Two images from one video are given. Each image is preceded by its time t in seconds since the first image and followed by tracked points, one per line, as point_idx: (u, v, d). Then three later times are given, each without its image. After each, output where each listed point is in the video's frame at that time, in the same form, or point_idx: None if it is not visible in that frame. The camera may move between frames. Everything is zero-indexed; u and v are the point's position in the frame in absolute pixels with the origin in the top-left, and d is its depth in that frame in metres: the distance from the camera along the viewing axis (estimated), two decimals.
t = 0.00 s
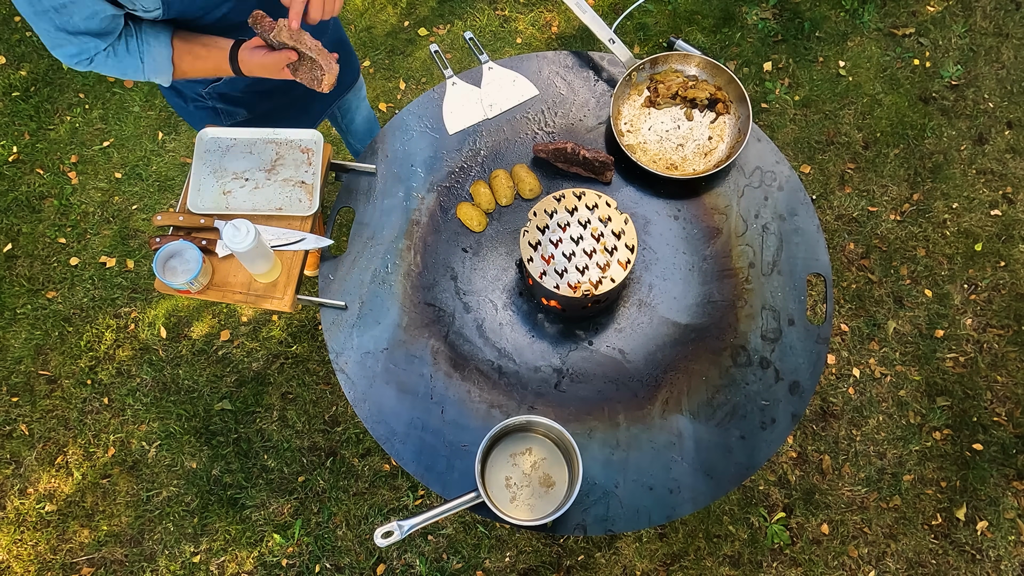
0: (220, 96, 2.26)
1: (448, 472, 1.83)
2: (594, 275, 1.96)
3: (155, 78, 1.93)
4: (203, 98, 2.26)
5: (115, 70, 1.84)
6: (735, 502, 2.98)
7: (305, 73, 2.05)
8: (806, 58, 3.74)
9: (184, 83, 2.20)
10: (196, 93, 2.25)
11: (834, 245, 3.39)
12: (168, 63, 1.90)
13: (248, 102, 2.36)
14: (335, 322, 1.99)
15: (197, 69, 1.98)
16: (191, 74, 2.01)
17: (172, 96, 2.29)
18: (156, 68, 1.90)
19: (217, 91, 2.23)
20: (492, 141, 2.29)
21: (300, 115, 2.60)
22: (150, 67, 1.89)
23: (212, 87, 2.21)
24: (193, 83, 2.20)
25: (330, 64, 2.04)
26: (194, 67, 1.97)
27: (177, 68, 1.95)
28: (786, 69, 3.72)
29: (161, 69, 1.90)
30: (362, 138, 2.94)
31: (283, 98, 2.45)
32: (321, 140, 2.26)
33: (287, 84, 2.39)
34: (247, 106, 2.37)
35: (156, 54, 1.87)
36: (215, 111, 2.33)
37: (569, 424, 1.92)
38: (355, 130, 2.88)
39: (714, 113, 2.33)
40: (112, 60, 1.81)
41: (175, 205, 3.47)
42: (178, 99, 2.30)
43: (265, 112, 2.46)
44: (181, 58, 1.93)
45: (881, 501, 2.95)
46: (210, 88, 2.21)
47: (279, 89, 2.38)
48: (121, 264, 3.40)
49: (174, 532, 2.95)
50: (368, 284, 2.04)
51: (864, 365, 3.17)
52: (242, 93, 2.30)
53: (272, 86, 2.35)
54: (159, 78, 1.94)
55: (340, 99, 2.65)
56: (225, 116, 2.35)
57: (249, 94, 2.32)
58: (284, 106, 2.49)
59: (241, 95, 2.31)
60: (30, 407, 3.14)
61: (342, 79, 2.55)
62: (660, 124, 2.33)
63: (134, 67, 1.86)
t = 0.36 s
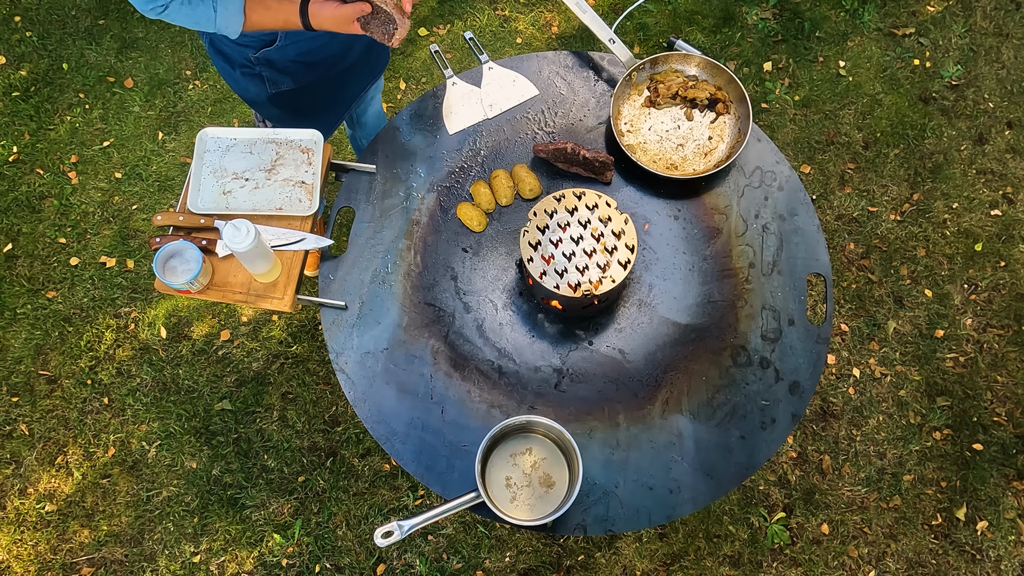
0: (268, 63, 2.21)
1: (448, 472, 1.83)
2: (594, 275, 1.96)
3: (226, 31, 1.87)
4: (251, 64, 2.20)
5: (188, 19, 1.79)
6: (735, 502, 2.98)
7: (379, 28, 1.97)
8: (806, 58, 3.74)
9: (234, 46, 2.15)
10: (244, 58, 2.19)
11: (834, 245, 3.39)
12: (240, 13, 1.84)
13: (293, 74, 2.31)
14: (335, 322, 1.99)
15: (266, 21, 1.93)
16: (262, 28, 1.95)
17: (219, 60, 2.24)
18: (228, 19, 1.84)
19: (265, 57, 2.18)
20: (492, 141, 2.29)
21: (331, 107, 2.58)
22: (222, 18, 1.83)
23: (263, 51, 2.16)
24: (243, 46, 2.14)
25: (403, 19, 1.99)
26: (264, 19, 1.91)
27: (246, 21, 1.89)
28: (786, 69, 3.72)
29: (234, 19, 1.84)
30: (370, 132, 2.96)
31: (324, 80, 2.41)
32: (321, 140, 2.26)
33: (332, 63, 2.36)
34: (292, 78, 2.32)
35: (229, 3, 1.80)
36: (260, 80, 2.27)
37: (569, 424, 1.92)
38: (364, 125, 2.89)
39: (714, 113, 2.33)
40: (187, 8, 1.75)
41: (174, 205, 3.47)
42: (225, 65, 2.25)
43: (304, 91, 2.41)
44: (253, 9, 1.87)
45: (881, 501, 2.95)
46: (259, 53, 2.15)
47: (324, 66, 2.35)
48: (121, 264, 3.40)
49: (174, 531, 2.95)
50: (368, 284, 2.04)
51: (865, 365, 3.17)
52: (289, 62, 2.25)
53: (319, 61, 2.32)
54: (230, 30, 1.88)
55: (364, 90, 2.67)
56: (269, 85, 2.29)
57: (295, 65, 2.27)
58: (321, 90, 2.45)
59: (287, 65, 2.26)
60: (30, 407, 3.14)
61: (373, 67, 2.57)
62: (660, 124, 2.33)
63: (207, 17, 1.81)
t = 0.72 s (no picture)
0: (290, 50, 2.19)
1: (448, 472, 1.83)
2: (594, 275, 1.96)
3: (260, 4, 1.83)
4: (274, 49, 2.18)
5: None
6: (735, 502, 2.97)
7: (415, 8, 1.99)
8: (806, 58, 3.74)
9: (257, 30, 2.13)
10: (266, 44, 2.17)
11: (834, 245, 3.39)
12: None
13: (314, 62, 2.29)
14: (335, 322, 1.98)
15: None
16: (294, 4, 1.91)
17: (241, 45, 2.24)
18: None
19: (288, 43, 2.16)
20: (492, 141, 2.29)
21: (345, 97, 2.57)
22: None
23: (286, 36, 2.13)
24: (267, 30, 2.13)
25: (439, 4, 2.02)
26: None
27: None
28: (786, 69, 3.72)
29: None
30: (371, 130, 2.97)
31: (342, 69, 2.41)
32: (321, 140, 2.26)
33: (350, 52, 2.36)
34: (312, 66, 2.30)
35: None
36: (281, 67, 2.25)
37: (569, 424, 1.92)
38: (369, 122, 2.89)
39: (714, 113, 2.33)
40: None
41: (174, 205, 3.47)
42: (247, 50, 2.24)
43: (322, 81, 2.39)
44: None
45: (882, 501, 2.95)
46: (282, 39, 2.13)
47: (343, 55, 2.34)
48: (121, 264, 3.40)
49: (174, 532, 2.95)
50: (368, 284, 2.04)
51: (865, 365, 3.17)
52: (311, 50, 2.23)
53: (339, 49, 2.31)
54: (265, 3, 1.83)
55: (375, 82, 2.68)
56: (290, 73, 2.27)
57: (315, 53, 2.26)
58: (338, 79, 2.45)
59: (309, 52, 2.24)
60: (30, 407, 3.14)
61: (385, 56, 2.58)
62: (660, 124, 2.33)
63: None
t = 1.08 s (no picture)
0: (309, 45, 2.20)
1: (448, 472, 1.83)
2: (594, 275, 1.96)
3: None
4: (293, 46, 2.19)
5: None
6: (735, 501, 2.97)
7: None
8: (806, 58, 3.74)
9: (276, 28, 2.15)
10: (285, 41, 2.19)
11: (834, 245, 3.39)
12: None
13: (333, 59, 2.30)
14: (334, 322, 1.98)
15: None
16: None
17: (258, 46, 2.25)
18: None
19: (307, 38, 2.17)
20: (492, 141, 2.29)
21: (361, 94, 2.58)
22: None
23: (306, 30, 2.15)
24: (286, 27, 2.14)
25: None
26: None
27: None
28: (786, 69, 3.72)
29: None
30: (373, 129, 2.97)
31: (358, 66, 2.41)
32: (321, 140, 2.27)
33: (367, 48, 2.36)
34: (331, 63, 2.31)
35: None
36: (299, 64, 2.27)
37: (569, 424, 1.92)
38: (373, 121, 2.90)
39: (714, 112, 2.33)
40: None
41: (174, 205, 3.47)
42: (264, 50, 2.25)
43: (339, 78, 2.40)
44: None
45: (882, 501, 2.95)
46: (302, 33, 2.15)
47: (360, 51, 2.35)
48: (121, 264, 3.40)
49: (174, 532, 2.95)
50: (367, 284, 2.04)
51: (864, 365, 3.17)
52: (329, 46, 2.24)
53: (356, 45, 2.32)
54: None
55: (388, 81, 2.68)
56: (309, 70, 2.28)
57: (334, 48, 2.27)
58: (354, 76, 2.45)
59: (327, 48, 2.25)
60: (30, 407, 3.14)
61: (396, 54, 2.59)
62: (660, 124, 2.33)
63: None
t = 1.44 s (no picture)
0: (302, 50, 2.20)
1: (448, 472, 1.83)
2: (594, 275, 1.96)
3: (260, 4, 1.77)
4: (286, 49, 2.20)
5: None
6: (735, 501, 2.97)
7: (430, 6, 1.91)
8: (806, 58, 3.74)
9: (268, 29, 2.16)
10: (279, 44, 2.20)
11: (834, 245, 3.39)
12: None
13: (327, 63, 2.30)
14: (334, 322, 1.98)
15: None
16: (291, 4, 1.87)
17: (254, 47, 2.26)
18: None
19: (299, 43, 2.17)
20: (492, 141, 2.29)
21: (359, 100, 2.58)
22: None
23: (297, 35, 2.15)
24: (278, 29, 2.15)
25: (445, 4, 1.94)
26: None
27: None
28: (786, 69, 3.72)
29: None
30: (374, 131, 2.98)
31: (354, 72, 2.41)
32: (321, 140, 2.26)
33: (363, 55, 2.36)
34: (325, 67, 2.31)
35: None
36: (293, 68, 2.27)
37: (569, 424, 1.92)
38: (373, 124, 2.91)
39: (714, 112, 2.33)
40: None
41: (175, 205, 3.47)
42: (259, 51, 2.27)
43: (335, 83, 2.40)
44: None
45: (882, 501, 2.95)
46: (293, 37, 2.15)
47: (355, 57, 2.34)
48: (121, 264, 3.40)
49: (174, 532, 2.95)
50: (368, 284, 2.04)
51: (864, 365, 3.17)
52: (322, 51, 2.23)
53: (351, 51, 2.31)
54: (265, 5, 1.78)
55: (387, 87, 2.68)
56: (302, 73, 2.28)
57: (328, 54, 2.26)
58: (351, 81, 2.45)
59: (321, 53, 2.25)
60: (30, 407, 3.14)
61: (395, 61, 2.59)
62: (660, 124, 2.33)
63: None
